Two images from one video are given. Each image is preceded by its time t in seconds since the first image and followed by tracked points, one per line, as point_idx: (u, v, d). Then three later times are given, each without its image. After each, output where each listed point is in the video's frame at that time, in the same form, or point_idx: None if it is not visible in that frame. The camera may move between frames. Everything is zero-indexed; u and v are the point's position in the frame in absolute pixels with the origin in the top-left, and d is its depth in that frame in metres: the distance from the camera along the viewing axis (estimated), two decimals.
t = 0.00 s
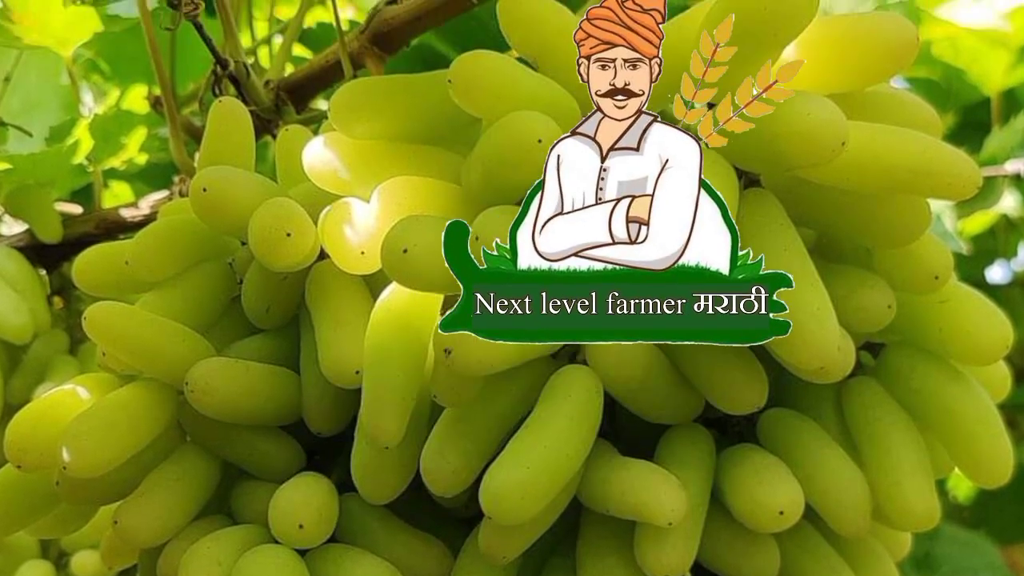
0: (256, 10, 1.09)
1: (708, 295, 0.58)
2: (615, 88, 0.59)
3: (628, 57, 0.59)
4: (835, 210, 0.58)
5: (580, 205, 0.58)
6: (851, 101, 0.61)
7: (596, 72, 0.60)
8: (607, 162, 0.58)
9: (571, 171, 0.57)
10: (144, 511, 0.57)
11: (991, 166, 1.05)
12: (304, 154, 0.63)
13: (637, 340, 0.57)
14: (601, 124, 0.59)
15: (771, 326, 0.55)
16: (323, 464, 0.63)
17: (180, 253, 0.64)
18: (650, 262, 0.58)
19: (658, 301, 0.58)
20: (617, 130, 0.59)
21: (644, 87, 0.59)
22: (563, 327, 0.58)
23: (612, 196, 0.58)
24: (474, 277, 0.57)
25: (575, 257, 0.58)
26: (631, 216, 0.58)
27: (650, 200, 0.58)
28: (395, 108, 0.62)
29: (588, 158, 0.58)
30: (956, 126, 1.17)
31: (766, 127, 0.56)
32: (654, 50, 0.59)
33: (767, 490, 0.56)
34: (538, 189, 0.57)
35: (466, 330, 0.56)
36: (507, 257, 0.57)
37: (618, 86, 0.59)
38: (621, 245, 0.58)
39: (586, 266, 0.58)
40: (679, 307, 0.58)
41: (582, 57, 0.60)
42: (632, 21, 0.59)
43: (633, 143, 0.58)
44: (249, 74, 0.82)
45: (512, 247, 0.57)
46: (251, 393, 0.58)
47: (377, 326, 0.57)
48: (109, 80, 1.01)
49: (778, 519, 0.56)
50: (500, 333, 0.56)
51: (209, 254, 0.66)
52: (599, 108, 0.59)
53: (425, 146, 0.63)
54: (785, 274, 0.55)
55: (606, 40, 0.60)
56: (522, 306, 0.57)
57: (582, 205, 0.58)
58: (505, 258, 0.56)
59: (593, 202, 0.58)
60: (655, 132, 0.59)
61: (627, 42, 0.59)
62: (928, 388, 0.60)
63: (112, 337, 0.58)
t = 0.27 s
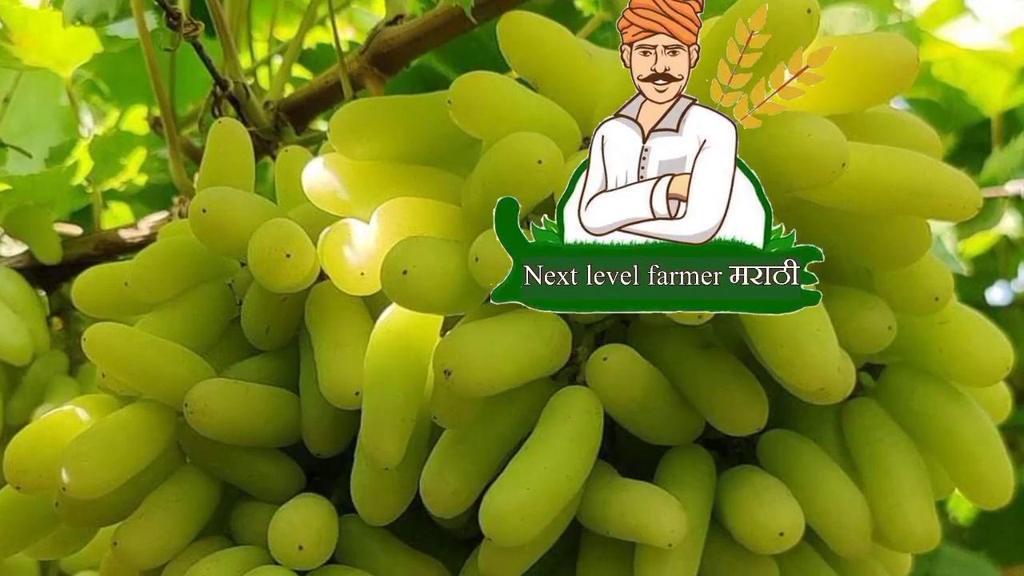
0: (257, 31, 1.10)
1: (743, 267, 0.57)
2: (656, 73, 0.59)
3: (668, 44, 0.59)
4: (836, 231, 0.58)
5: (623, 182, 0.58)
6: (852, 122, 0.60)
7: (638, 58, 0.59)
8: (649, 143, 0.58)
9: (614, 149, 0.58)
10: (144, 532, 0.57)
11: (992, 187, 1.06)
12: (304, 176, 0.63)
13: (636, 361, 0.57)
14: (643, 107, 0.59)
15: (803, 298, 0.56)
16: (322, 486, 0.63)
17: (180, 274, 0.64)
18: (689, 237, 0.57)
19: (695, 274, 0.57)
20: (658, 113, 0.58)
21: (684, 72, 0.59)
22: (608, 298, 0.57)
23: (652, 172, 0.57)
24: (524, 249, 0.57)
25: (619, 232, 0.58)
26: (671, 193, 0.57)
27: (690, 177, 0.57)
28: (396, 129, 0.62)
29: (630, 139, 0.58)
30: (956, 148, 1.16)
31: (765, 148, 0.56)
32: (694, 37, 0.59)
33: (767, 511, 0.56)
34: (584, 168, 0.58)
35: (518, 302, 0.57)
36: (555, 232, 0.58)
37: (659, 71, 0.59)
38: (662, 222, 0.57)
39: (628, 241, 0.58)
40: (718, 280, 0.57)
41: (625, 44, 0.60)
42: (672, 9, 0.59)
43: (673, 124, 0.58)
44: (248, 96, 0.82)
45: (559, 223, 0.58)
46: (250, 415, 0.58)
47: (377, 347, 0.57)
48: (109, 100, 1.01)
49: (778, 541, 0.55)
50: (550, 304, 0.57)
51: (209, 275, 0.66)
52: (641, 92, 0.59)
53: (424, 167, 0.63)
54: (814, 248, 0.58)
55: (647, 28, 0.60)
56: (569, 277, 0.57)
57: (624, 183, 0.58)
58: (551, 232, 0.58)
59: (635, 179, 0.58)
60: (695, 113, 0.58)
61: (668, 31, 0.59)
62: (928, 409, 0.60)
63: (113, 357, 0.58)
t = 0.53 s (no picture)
0: (257, 52, 1.10)
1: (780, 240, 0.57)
2: (697, 58, 0.60)
3: (708, 30, 0.60)
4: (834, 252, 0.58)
5: (665, 160, 0.59)
6: (853, 143, 0.61)
7: (680, 44, 0.60)
8: (690, 124, 0.59)
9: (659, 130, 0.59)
10: (143, 554, 0.56)
11: (992, 209, 1.06)
12: (303, 198, 0.62)
13: (636, 383, 0.57)
14: (685, 89, 0.59)
15: (833, 268, 0.58)
16: (322, 507, 0.63)
17: (180, 295, 0.64)
18: (727, 212, 0.59)
19: (733, 246, 0.57)
20: (699, 94, 0.59)
21: (723, 57, 0.60)
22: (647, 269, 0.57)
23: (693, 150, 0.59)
24: (574, 223, 0.58)
25: (661, 207, 0.59)
26: (710, 169, 0.59)
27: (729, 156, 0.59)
28: (395, 150, 0.62)
29: (673, 120, 0.59)
30: (956, 168, 1.17)
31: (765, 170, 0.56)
32: (733, 24, 0.60)
33: (767, 533, 0.55)
34: (629, 146, 0.59)
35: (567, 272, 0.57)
36: (603, 207, 0.58)
37: (699, 56, 0.60)
38: (702, 197, 0.59)
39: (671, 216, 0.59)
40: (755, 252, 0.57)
41: (668, 31, 0.61)
42: None
43: (713, 106, 0.59)
44: (248, 116, 0.83)
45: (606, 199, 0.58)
46: (250, 436, 0.58)
47: (376, 368, 0.57)
48: (108, 121, 1.01)
49: (778, 562, 0.55)
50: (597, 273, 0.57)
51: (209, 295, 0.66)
52: (683, 76, 0.59)
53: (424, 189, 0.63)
54: (844, 222, 0.57)
55: (689, 15, 0.61)
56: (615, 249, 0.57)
57: (667, 160, 0.59)
58: (600, 206, 0.58)
59: (678, 157, 0.59)
60: (733, 97, 0.60)
61: (707, 18, 0.61)
62: (928, 431, 0.59)
63: (112, 379, 0.58)
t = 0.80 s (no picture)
0: (257, 73, 1.10)
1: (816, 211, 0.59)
2: (738, 43, 0.63)
3: (748, 17, 0.64)
4: (834, 272, 0.58)
5: (709, 137, 0.61)
6: (854, 164, 0.60)
7: (722, 30, 0.64)
8: (732, 103, 0.61)
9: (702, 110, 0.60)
10: None
11: (991, 230, 1.07)
12: (303, 219, 0.62)
13: (636, 404, 0.56)
14: (727, 71, 0.61)
15: (866, 239, 0.57)
16: (322, 529, 0.62)
17: (179, 316, 0.64)
18: (765, 185, 0.61)
19: (772, 218, 0.59)
20: (739, 77, 0.62)
21: (762, 41, 0.63)
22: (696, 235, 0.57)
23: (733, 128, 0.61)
24: (623, 196, 0.60)
25: (706, 180, 0.61)
26: (750, 146, 0.61)
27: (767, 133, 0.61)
28: (395, 171, 0.62)
29: (716, 100, 0.61)
30: (956, 190, 1.16)
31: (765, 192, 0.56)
32: (772, 11, 0.63)
33: (768, 553, 0.55)
34: (676, 124, 0.60)
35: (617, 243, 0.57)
36: (650, 181, 0.61)
37: (740, 41, 0.63)
38: (743, 171, 0.61)
39: (713, 189, 0.61)
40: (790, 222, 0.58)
41: (712, 18, 0.65)
42: None
43: (752, 87, 0.62)
44: (248, 138, 0.82)
45: (654, 174, 0.61)
46: (250, 458, 0.58)
47: (376, 390, 0.57)
48: (108, 142, 1.01)
49: None
50: (648, 244, 0.57)
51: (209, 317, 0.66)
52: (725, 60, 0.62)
53: (425, 211, 0.63)
54: (876, 196, 0.57)
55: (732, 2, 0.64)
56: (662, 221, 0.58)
57: (710, 138, 0.61)
58: (648, 180, 0.61)
59: (720, 134, 0.61)
60: (772, 79, 0.61)
61: (747, 5, 0.64)
62: (928, 452, 0.59)
63: (111, 401, 0.58)
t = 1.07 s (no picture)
0: (257, 94, 1.10)
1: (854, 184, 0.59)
2: (779, 28, 0.66)
3: (788, 4, 0.67)
4: (834, 293, 0.58)
5: (753, 115, 0.62)
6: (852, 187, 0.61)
7: (765, 16, 0.67)
8: (773, 84, 0.64)
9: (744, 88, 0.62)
10: None
11: (991, 252, 1.07)
12: (303, 239, 0.62)
13: (636, 425, 0.56)
14: (769, 54, 0.65)
15: (897, 210, 0.59)
16: (321, 550, 0.62)
17: (179, 337, 0.64)
18: (804, 160, 0.62)
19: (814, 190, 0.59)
20: (778, 59, 0.65)
21: (801, 27, 0.66)
22: (741, 206, 0.58)
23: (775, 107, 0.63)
24: (672, 170, 0.59)
25: (750, 156, 0.63)
26: (790, 124, 0.63)
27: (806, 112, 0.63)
28: (395, 192, 0.62)
29: (757, 80, 0.62)
30: (956, 211, 1.16)
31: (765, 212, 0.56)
32: None
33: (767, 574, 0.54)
34: (722, 103, 0.60)
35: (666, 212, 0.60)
36: (697, 156, 0.60)
37: (781, 26, 0.66)
38: (783, 146, 0.63)
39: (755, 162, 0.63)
40: (830, 194, 0.58)
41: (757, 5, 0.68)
42: None
43: (791, 70, 0.64)
44: (248, 159, 0.82)
45: (700, 148, 0.60)
46: (250, 479, 0.58)
47: (375, 411, 0.57)
48: (107, 162, 1.01)
49: None
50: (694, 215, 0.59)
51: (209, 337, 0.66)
52: (768, 43, 0.65)
53: (426, 232, 0.63)
54: (906, 169, 0.60)
55: None
56: (710, 193, 0.60)
57: (754, 116, 0.62)
58: (695, 156, 0.60)
59: (762, 113, 0.62)
60: (810, 62, 0.64)
61: None
62: (928, 473, 0.59)
63: (111, 422, 0.58)
